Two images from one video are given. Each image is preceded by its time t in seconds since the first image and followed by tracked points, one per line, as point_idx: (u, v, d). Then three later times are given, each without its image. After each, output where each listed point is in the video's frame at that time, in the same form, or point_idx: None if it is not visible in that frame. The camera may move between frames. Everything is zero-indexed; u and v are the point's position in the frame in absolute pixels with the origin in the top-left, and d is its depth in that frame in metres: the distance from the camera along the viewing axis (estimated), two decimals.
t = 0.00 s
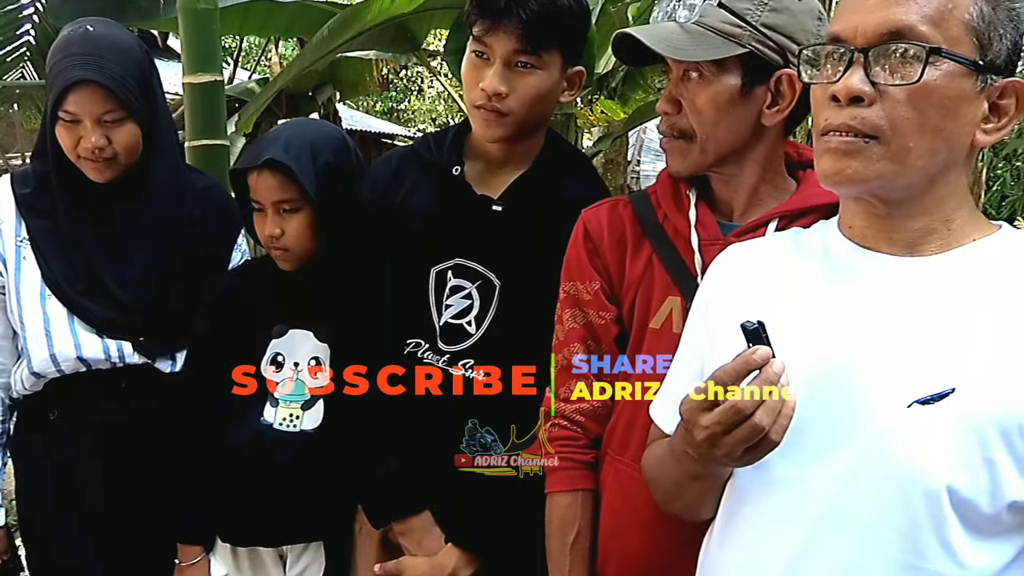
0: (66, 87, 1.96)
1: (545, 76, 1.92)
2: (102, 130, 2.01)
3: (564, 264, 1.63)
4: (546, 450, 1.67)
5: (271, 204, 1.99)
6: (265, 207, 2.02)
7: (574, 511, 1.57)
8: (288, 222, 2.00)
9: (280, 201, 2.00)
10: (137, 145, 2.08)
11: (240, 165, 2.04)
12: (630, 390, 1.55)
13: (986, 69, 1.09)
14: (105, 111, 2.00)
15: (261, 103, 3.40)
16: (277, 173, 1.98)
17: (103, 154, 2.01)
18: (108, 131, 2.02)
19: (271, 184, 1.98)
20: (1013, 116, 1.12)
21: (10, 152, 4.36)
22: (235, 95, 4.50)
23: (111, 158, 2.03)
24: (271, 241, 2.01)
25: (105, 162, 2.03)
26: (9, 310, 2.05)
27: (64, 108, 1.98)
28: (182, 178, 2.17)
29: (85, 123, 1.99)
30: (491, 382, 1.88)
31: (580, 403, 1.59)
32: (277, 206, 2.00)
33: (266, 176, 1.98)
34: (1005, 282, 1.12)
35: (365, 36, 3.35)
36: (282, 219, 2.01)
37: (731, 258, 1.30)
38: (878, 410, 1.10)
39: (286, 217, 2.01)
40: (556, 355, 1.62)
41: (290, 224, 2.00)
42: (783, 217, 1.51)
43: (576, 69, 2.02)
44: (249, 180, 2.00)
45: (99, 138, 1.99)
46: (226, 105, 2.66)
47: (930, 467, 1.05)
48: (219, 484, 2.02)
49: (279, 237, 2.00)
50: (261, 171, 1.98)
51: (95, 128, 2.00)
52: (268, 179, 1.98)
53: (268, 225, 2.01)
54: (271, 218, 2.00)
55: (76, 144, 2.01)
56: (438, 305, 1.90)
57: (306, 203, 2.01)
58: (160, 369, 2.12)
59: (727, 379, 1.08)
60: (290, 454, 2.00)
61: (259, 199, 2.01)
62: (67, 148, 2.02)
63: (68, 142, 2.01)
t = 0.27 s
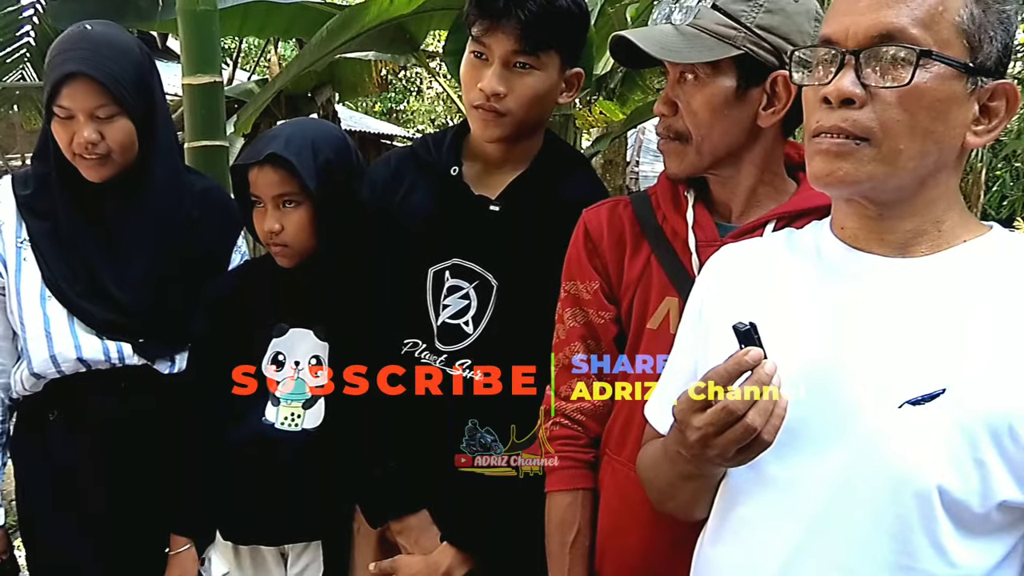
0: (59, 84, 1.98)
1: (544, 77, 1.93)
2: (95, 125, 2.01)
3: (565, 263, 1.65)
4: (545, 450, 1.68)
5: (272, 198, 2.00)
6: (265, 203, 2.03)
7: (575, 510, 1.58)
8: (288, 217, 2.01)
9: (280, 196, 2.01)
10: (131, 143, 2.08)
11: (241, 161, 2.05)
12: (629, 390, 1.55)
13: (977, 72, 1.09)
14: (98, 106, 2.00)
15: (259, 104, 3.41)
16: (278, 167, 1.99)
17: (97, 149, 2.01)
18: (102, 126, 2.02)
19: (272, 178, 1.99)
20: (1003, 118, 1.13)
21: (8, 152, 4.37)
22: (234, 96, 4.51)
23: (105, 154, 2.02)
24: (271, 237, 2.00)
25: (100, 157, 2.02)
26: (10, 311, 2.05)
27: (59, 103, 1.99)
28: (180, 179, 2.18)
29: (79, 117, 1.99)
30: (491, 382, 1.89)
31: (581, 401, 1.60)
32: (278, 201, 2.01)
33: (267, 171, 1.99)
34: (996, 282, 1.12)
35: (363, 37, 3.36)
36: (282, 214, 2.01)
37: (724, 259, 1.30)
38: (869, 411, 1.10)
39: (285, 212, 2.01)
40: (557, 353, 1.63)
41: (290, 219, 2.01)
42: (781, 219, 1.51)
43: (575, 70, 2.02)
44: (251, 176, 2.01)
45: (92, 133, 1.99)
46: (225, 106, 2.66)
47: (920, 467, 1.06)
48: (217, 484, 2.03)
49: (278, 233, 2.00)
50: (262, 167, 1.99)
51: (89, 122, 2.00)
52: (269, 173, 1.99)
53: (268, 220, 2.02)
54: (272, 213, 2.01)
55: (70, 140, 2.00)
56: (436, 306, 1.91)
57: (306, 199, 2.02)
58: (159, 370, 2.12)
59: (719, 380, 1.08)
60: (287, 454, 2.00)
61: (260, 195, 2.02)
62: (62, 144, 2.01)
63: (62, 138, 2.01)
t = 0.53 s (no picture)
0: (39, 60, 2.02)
1: (545, 76, 1.93)
2: (58, 101, 2.00)
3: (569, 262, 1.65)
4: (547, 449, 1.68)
5: (278, 193, 2.01)
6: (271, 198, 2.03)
7: (581, 508, 1.58)
8: (294, 213, 2.02)
9: (286, 190, 2.01)
10: (95, 120, 2.02)
11: (246, 157, 2.07)
12: (630, 390, 1.56)
13: (972, 71, 1.09)
14: (63, 82, 1.99)
15: (261, 104, 3.42)
16: (284, 163, 2.00)
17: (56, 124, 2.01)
18: (63, 102, 2.00)
19: (278, 172, 2.00)
20: (999, 116, 1.13)
21: (12, 154, 4.38)
22: (236, 96, 4.51)
23: (66, 130, 2.01)
24: (275, 232, 2.02)
25: (60, 134, 2.02)
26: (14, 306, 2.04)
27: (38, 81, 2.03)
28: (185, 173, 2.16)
29: (47, 93, 2.01)
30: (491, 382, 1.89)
31: (585, 400, 1.60)
32: (283, 196, 2.01)
33: (273, 165, 1.99)
34: (995, 280, 1.12)
35: (365, 38, 3.37)
36: (287, 210, 2.02)
37: (722, 259, 1.31)
38: (867, 410, 1.10)
39: (291, 208, 2.02)
40: (561, 352, 1.63)
41: (296, 215, 2.02)
42: (784, 219, 1.51)
43: (577, 70, 2.03)
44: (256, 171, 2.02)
45: (52, 107, 2.00)
46: (228, 106, 2.67)
47: (918, 466, 1.06)
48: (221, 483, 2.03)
49: (283, 229, 2.02)
50: (268, 162, 2.00)
51: (55, 98, 2.00)
52: (274, 169, 2.00)
53: (273, 215, 2.02)
54: (277, 209, 2.02)
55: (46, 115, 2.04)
56: (439, 306, 1.92)
57: (311, 194, 2.03)
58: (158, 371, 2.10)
59: (717, 380, 1.08)
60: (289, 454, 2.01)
61: (264, 189, 2.03)
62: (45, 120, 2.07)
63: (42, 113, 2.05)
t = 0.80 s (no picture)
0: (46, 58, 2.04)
1: (548, 79, 1.94)
2: (61, 93, 2.00)
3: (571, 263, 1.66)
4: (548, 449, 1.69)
5: (283, 191, 2.02)
6: (275, 196, 2.04)
7: (583, 509, 1.58)
8: (299, 210, 2.03)
9: (292, 188, 2.02)
10: (97, 108, 2.01)
11: (250, 155, 2.07)
12: (630, 391, 1.57)
13: (966, 74, 1.09)
14: (65, 74, 1.99)
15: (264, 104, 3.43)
16: (291, 160, 2.01)
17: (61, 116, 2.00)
18: (65, 92, 2.00)
19: (284, 170, 2.01)
20: (994, 119, 1.13)
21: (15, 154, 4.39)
22: (239, 97, 4.53)
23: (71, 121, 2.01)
24: (279, 229, 2.03)
25: (65, 126, 2.01)
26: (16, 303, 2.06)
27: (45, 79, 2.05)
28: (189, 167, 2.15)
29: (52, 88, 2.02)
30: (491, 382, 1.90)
31: (587, 401, 1.61)
32: (289, 193, 2.02)
33: (280, 163, 2.01)
34: (989, 282, 1.12)
35: (367, 39, 3.38)
36: (292, 207, 2.03)
37: (718, 262, 1.31)
38: (860, 412, 1.11)
39: (296, 206, 2.03)
40: (564, 353, 1.64)
41: (300, 214, 2.03)
42: (784, 220, 1.51)
43: (580, 72, 2.03)
44: (261, 168, 2.02)
45: (56, 100, 1.99)
46: (231, 107, 2.68)
47: (911, 468, 1.06)
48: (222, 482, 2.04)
49: (287, 226, 2.02)
50: (275, 160, 2.01)
51: (59, 92, 2.01)
52: (281, 166, 2.01)
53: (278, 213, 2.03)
54: (281, 206, 2.03)
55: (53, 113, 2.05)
56: (441, 308, 1.93)
57: (317, 192, 2.05)
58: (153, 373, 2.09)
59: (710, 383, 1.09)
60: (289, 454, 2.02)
61: (268, 186, 2.04)
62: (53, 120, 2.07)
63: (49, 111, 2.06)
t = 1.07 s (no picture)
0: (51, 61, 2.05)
1: (551, 83, 1.94)
2: (65, 97, 2.02)
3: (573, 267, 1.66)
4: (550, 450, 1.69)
5: (284, 190, 2.03)
6: (275, 195, 2.04)
7: (584, 515, 1.58)
8: (299, 209, 2.04)
9: (292, 187, 2.03)
10: (98, 111, 2.01)
11: (251, 153, 2.08)
12: (630, 391, 1.59)
13: (968, 81, 1.10)
14: (69, 77, 2.01)
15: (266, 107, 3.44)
16: (291, 158, 2.02)
17: (64, 119, 2.02)
18: (69, 96, 2.01)
19: (285, 169, 2.02)
20: (995, 126, 1.13)
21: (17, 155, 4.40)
22: (241, 100, 4.54)
23: (72, 124, 2.02)
24: (277, 228, 2.04)
25: (67, 129, 2.02)
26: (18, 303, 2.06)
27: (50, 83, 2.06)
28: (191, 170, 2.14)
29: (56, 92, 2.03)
30: (491, 382, 1.91)
31: (590, 405, 1.60)
32: (289, 193, 2.03)
33: (281, 162, 2.02)
34: (989, 289, 1.12)
35: (370, 43, 3.39)
36: (291, 206, 2.04)
37: (716, 266, 1.31)
38: (858, 417, 1.11)
39: (296, 205, 2.04)
40: (565, 357, 1.63)
41: (300, 212, 2.04)
42: (786, 224, 1.51)
43: (583, 76, 2.03)
44: (261, 166, 2.03)
45: (60, 103, 2.01)
46: (234, 110, 2.69)
47: (908, 474, 1.06)
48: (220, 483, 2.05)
49: (286, 225, 2.03)
50: (276, 158, 2.02)
51: (63, 95, 2.02)
52: (281, 165, 2.02)
53: (278, 211, 2.04)
54: (281, 204, 2.03)
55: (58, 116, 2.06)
56: (442, 311, 1.93)
57: (317, 192, 2.05)
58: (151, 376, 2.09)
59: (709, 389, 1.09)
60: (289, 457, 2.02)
61: (268, 185, 2.04)
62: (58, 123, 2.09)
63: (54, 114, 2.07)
